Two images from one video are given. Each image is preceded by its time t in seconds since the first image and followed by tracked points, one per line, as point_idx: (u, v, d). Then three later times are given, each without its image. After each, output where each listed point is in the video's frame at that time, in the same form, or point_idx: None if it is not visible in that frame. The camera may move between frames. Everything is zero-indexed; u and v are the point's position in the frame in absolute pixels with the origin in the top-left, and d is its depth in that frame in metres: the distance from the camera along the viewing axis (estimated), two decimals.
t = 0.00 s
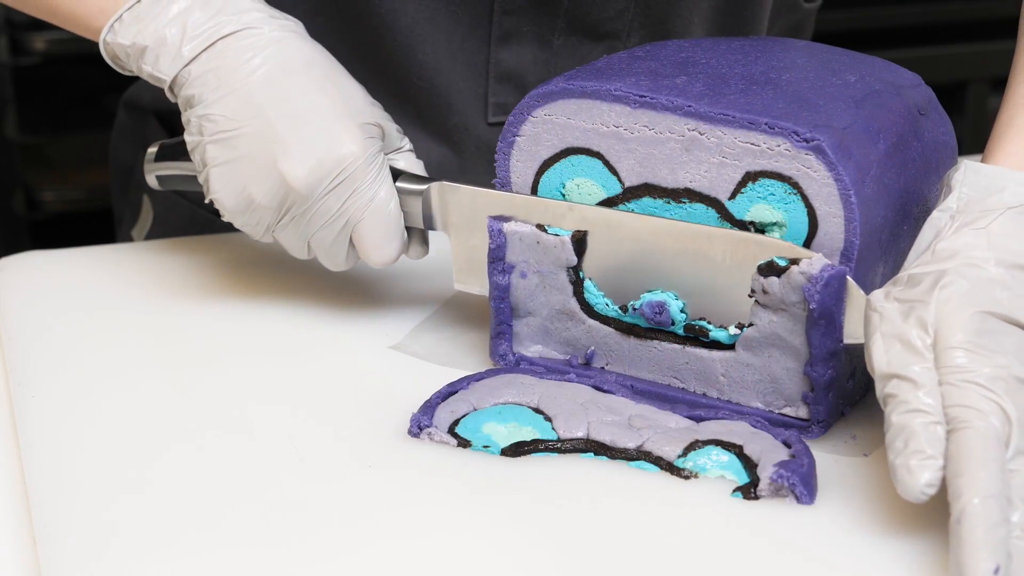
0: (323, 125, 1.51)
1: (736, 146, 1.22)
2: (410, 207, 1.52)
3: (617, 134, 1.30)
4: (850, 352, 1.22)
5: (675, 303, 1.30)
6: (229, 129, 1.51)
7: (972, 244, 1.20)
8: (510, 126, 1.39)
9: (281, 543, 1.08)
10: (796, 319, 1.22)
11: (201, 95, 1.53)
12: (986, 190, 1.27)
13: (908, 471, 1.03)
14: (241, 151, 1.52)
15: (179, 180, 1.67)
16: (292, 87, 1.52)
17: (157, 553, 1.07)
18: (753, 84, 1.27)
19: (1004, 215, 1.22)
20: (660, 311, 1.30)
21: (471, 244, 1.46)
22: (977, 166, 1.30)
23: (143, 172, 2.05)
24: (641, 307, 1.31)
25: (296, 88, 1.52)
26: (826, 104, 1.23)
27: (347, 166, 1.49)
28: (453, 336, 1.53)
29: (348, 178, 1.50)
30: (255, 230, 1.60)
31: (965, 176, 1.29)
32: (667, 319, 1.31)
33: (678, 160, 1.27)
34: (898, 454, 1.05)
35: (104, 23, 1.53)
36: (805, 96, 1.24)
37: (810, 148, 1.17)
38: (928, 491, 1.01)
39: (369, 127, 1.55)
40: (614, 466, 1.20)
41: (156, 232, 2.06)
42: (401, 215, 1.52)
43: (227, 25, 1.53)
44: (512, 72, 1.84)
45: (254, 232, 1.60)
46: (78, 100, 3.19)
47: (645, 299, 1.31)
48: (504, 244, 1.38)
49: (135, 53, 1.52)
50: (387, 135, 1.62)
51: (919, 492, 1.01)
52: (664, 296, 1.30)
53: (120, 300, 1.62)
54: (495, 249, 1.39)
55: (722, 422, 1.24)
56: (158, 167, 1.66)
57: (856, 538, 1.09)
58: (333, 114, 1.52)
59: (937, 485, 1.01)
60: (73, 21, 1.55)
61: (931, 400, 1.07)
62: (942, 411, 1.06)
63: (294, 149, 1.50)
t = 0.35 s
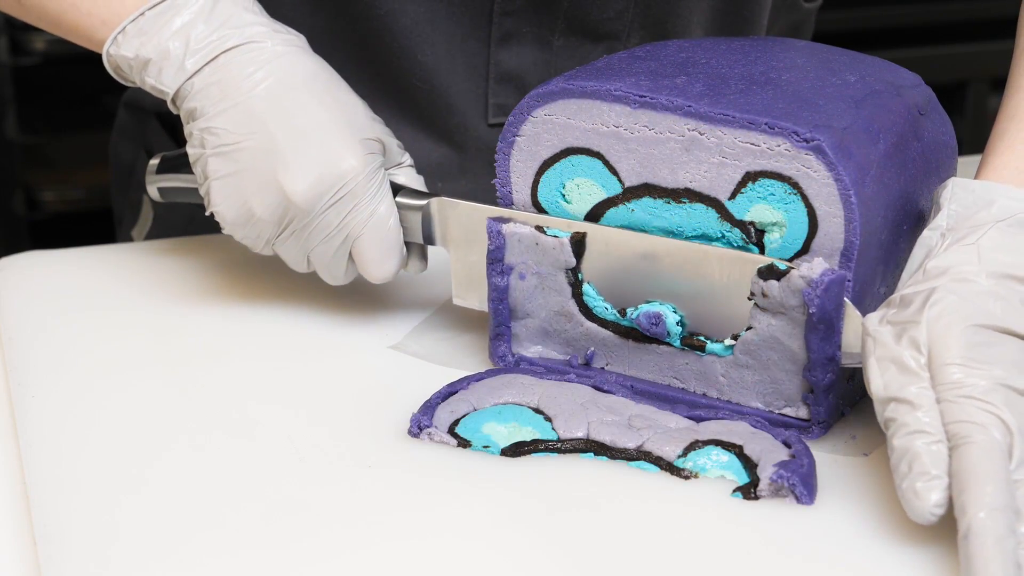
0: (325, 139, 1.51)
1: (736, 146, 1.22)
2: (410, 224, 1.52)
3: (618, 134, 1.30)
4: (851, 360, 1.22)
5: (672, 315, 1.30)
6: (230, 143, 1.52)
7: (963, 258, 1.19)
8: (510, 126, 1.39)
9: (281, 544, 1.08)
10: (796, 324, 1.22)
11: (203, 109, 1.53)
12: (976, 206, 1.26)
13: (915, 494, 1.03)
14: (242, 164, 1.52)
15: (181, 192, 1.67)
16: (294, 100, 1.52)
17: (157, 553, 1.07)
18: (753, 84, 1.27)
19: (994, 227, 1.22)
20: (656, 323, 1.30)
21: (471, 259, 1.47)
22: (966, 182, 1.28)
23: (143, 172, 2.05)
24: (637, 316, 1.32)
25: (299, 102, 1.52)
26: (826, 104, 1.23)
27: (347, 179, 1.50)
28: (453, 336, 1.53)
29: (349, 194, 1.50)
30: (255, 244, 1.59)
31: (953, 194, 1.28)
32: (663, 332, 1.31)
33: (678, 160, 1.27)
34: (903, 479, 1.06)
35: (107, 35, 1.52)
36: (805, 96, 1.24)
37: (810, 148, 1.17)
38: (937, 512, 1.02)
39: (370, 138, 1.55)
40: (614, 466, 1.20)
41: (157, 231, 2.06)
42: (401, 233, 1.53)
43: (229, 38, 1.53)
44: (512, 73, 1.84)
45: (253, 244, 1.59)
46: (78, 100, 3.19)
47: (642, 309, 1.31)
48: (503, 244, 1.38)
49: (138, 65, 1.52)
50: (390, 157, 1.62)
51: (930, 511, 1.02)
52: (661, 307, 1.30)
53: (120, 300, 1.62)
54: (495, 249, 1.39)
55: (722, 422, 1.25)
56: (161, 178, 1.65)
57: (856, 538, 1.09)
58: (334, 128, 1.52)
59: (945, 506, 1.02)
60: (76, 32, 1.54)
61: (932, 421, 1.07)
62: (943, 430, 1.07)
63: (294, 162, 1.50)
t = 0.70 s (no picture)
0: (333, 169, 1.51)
1: (736, 146, 1.22)
2: (411, 253, 1.53)
3: (618, 134, 1.30)
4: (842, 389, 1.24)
5: (668, 323, 1.30)
6: (238, 165, 1.52)
7: (943, 287, 1.21)
8: (510, 126, 1.39)
9: (282, 544, 1.08)
10: (797, 331, 1.22)
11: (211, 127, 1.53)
12: (953, 238, 1.27)
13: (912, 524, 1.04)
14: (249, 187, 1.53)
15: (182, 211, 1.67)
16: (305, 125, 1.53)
17: (158, 554, 1.07)
18: (753, 84, 1.27)
19: (970, 257, 1.23)
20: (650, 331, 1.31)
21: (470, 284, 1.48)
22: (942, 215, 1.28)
23: (143, 172, 2.05)
24: (635, 325, 1.32)
25: (308, 123, 1.53)
26: (825, 104, 1.23)
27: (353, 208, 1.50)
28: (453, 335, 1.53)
29: (354, 227, 1.50)
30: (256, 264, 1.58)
31: (930, 228, 1.28)
32: (658, 341, 1.31)
33: (678, 160, 1.26)
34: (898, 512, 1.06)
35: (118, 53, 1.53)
36: (805, 96, 1.24)
37: (810, 148, 1.17)
38: (936, 539, 1.02)
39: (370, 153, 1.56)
40: (615, 467, 1.20)
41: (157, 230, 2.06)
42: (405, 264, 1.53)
43: (241, 58, 1.53)
44: (512, 75, 1.85)
45: (254, 265, 1.58)
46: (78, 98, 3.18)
47: (638, 319, 1.32)
48: (503, 246, 1.38)
49: (149, 82, 1.53)
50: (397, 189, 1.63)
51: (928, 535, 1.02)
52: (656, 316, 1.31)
53: (120, 301, 1.62)
54: (495, 251, 1.39)
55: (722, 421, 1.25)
56: (164, 196, 1.66)
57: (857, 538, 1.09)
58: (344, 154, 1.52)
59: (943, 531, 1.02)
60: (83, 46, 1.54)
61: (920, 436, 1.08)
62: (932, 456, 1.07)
63: (302, 193, 1.50)
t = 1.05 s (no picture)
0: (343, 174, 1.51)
1: (736, 146, 1.22)
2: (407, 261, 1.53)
3: (618, 134, 1.30)
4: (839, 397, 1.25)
5: (665, 324, 1.30)
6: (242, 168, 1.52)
7: (936, 309, 1.22)
8: (510, 125, 1.39)
9: (283, 544, 1.08)
10: (797, 335, 1.22)
11: (221, 123, 1.52)
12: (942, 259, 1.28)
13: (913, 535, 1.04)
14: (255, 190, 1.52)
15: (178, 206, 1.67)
16: (319, 127, 1.52)
17: (158, 554, 1.07)
18: (753, 84, 1.27)
19: (961, 278, 1.24)
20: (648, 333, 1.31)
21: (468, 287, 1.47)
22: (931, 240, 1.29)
23: (143, 172, 2.05)
24: (633, 328, 1.32)
25: (320, 125, 1.52)
26: (826, 104, 1.22)
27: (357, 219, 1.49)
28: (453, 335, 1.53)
29: (355, 239, 1.50)
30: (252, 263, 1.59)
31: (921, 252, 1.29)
32: (657, 344, 1.31)
33: (678, 160, 1.26)
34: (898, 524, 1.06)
35: (130, 47, 1.51)
36: (805, 97, 1.24)
37: (810, 148, 1.17)
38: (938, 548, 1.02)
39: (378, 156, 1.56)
40: (615, 466, 1.20)
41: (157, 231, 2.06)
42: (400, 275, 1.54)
43: (253, 57, 1.52)
44: (513, 76, 1.84)
45: (251, 262, 1.58)
46: (78, 97, 3.17)
47: (637, 321, 1.32)
48: (502, 246, 1.38)
49: (160, 75, 1.51)
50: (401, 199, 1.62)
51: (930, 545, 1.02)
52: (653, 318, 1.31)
53: (121, 300, 1.63)
54: (494, 251, 1.39)
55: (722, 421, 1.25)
56: (161, 191, 1.65)
57: (856, 538, 1.09)
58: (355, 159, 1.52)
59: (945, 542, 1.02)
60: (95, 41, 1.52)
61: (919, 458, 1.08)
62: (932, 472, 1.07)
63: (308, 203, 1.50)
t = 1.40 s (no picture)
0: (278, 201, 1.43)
1: (736, 146, 1.22)
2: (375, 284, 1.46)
3: (618, 134, 1.30)
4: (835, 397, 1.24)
5: (646, 348, 1.30)
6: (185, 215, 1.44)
7: None
8: (511, 125, 1.39)
9: (283, 547, 1.08)
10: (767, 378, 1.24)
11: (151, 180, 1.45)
12: None
13: None
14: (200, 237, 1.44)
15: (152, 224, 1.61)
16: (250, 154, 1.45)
17: (157, 558, 1.07)
18: (753, 84, 1.27)
19: None
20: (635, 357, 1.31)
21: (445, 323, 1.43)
22: None
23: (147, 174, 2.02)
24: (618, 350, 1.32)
25: (246, 152, 1.45)
26: (826, 104, 1.23)
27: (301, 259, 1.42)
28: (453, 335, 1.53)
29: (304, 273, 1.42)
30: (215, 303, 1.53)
31: None
32: (644, 365, 1.31)
33: (678, 160, 1.27)
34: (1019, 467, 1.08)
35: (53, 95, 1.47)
36: (806, 96, 1.24)
37: (811, 147, 1.17)
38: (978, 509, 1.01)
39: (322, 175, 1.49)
40: (616, 466, 1.20)
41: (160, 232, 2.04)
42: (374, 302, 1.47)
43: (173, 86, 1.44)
44: (514, 84, 1.85)
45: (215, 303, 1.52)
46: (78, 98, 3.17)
47: (619, 343, 1.31)
48: (469, 285, 1.36)
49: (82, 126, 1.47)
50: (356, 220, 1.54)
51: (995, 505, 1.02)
52: (634, 338, 1.31)
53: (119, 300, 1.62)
54: (463, 290, 1.37)
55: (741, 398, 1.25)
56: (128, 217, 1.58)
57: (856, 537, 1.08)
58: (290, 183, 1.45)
59: None
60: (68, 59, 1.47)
61: None
62: None
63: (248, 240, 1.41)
